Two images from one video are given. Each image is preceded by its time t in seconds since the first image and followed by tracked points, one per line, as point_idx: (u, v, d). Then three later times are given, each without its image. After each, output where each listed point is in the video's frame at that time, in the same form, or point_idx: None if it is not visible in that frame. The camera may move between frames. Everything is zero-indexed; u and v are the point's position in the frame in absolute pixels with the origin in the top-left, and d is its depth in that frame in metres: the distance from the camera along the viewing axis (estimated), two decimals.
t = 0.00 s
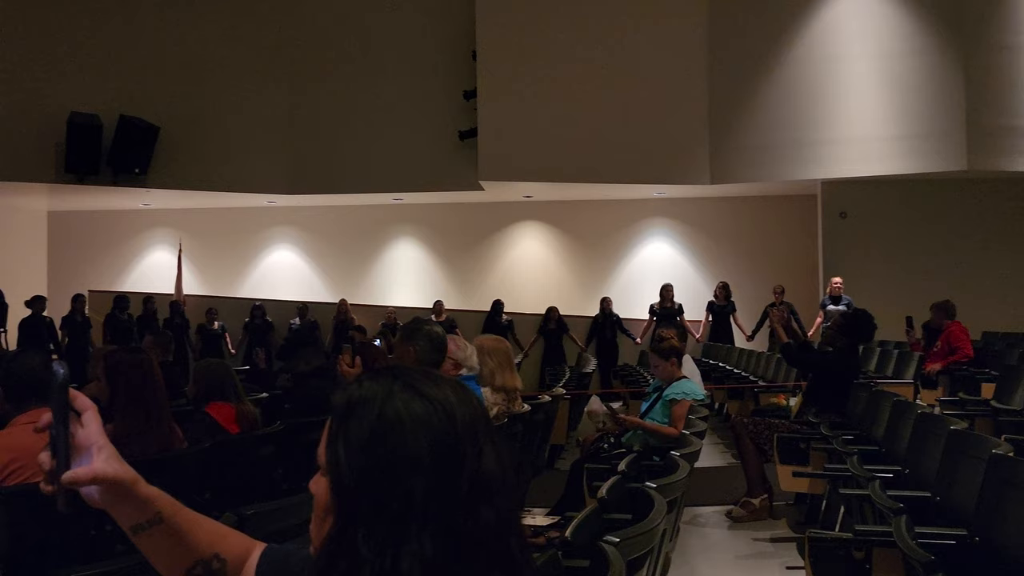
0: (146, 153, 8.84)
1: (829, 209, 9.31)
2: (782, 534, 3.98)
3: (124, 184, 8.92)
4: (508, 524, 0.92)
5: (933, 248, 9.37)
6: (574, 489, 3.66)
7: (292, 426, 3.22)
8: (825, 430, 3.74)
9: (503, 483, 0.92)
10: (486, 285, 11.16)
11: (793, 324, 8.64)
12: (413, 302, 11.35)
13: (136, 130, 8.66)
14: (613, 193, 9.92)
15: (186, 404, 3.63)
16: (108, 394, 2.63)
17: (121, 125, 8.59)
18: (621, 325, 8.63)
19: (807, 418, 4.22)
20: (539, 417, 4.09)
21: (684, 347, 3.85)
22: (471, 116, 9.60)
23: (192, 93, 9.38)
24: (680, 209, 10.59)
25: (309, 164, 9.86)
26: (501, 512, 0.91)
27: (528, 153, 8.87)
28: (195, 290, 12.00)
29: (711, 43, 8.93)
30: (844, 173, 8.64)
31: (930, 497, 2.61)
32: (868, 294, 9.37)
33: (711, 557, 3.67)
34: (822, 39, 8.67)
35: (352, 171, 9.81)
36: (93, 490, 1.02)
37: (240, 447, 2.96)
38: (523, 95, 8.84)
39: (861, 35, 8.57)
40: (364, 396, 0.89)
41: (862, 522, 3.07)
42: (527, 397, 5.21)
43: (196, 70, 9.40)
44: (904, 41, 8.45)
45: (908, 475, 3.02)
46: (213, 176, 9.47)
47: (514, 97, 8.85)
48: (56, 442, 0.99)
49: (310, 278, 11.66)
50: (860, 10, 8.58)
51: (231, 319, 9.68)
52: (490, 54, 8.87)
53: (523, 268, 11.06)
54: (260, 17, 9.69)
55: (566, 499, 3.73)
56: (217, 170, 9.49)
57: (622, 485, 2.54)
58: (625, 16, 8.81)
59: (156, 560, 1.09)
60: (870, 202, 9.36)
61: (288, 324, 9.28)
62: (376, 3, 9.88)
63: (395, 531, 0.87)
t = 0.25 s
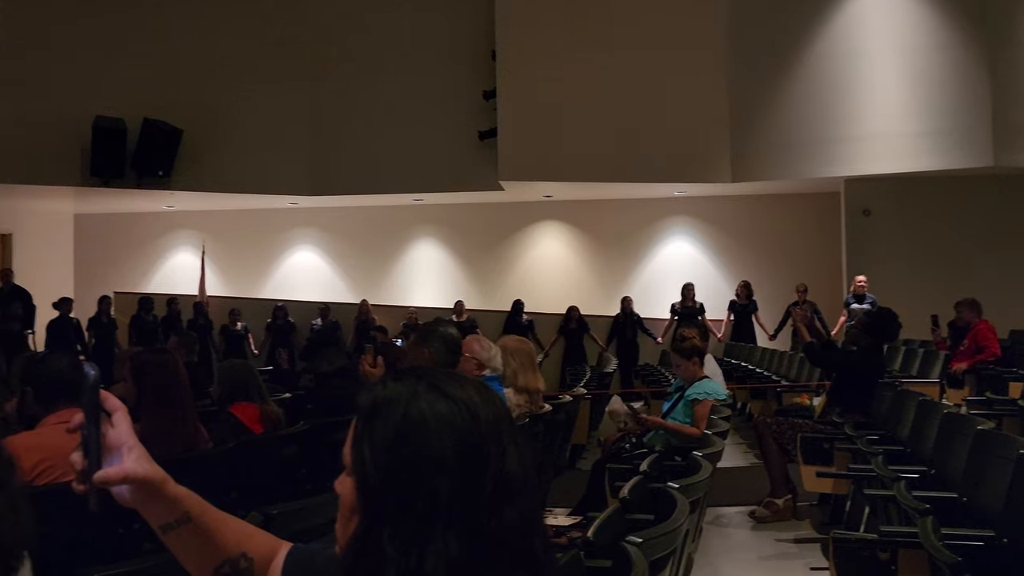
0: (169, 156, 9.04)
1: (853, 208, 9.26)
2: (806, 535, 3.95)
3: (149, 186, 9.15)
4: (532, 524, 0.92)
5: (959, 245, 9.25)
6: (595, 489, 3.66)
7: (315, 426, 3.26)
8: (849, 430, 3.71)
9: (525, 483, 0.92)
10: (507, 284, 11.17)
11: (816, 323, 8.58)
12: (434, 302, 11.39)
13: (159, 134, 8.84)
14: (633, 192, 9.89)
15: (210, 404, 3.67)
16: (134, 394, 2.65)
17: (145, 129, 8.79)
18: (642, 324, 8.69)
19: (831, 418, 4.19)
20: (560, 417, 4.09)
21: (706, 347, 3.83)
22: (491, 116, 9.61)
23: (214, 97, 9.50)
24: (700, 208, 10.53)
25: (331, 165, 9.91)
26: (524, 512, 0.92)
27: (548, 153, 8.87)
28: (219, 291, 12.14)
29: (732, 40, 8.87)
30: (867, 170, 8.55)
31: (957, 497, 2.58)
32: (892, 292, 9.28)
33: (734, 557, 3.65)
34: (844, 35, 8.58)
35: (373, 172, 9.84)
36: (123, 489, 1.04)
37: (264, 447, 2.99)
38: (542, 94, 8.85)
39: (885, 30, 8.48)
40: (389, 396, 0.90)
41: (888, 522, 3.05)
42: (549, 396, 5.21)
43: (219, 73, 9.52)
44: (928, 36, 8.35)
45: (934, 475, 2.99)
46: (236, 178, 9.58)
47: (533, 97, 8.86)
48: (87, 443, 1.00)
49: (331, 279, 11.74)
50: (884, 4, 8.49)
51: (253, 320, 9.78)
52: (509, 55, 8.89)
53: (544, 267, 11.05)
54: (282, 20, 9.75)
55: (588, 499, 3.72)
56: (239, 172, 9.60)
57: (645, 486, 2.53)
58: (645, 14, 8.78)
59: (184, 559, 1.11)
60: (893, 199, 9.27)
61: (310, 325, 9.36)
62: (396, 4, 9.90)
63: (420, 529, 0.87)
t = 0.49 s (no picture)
0: (195, 159, 9.24)
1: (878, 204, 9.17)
2: (833, 535, 3.91)
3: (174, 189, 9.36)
4: (558, 524, 0.93)
5: (989, 241, 9.09)
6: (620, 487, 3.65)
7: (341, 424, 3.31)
8: (876, 429, 3.67)
9: (551, 483, 0.93)
10: (529, 284, 11.16)
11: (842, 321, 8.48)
12: (457, 302, 11.41)
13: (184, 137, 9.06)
14: (656, 190, 9.85)
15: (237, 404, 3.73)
16: (163, 395, 2.69)
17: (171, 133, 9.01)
18: (665, 323, 8.60)
19: (858, 418, 4.14)
20: (583, 417, 4.08)
21: (730, 346, 3.81)
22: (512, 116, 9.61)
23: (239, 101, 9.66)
24: (723, 205, 10.42)
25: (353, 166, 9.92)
26: (550, 512, 0.92)
27: (569, 152, 8.87)
28: (244, 292, 12.26)
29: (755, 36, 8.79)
30: (892, 166, 8.46)
31: (987, 498, 2.55)
32: (920, 289, 9.15)
33: (760, 558, 3.63)
34: (869, 30, 8.48)
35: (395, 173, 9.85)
36: (155, 490, 1.06)
37: (290, 447, 3.01)
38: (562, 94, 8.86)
39: (909, 24, 8.37)
40: (415, 397, 0.91)
41: (917, 523, 3.01)
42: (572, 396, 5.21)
43: (242, 78, 9.68)
44: (953, 30, 8.25)
45: (964, 475, 2.95)
46: (260, 180, 9.71)
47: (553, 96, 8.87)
48: (120, 445, 1.03)
49: (355, 279, 11.82)
50: None
51: (278, 320, 9.89)
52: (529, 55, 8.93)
53: (567, 267, 11.01)
54: (303, 24, 9.87)
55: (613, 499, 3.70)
56: (263, 175, 9.71)
57: (669, 486, 2.52)
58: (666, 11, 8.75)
59: (215, 557, 1.13)
60: (920, 195, 9.16)
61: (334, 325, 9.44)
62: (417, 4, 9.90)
63: (446, 530, 0.88)
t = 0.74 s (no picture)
0: (220, 161, 9.34)
1: (906, 200, 9.03)
2: (862, 535, 3.87)
3: (200, 191, 9.46)
4: (585, 524, 0.93)
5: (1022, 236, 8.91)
6: (645, 487, 3.63)
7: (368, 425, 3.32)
8: (905, 428, 3.63)
9: (579, 481, 0.93)
10: (552, 283, 11.13)
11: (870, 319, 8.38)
12: (480, 301, 11.43)
13: (209, 140, 9.17)
14: (679, 188, 9.79)
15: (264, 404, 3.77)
16: (190, 395, 2.71)
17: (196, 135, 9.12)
18: (690, 322, 8.52)
19: (887, 417, 4.09)
20: (608, 417, 4.08)
21: (756, 345, 3.77)
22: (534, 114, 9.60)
23: (263, 103, 9.76)
24: (749, 202, 10.29)
25: (376, 167, 9.94)
26: (577, 511, 0.92)
27: (591, 150, 8.85)
28: (269, 292, 12.38)
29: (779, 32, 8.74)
30: (924, 162, 8.20)
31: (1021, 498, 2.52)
32: (950, 286, 9.00)
33: (788, 558, 3.60)
34: (900, 22, 8.24)
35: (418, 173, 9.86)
36: (188, 489, 1.07)
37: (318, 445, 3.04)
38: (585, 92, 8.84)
39: (942, 16, 8.10)
40: (442, 397, 0.91)
41: (948, 523, 2.99)
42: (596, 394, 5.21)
43: (266, 80, 9.78)
44: (989, 20, 7.92)
45: (996, 475, 2.92)
46: (284, 182, 9.78)
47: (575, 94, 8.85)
48: (154, 444, 1.04)
49: (378, 279, 11.87)
50: None
51: (302, 321, 9.95)
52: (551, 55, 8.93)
53: (589, 266, 10.97)
54: (326, 27, 9.94)
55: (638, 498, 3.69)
56: (288, 176, 9.79)
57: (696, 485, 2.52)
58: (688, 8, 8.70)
59: (245, 557, 1.13)
60: (950, 191, 9.00)
61: (358, 326, 9.48)
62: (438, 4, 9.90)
63: (475, 528, 0.88)
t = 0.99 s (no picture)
0: (248, 163, 9.45)
1: (939, 195, 8.86)
2: (895, 535, 3.82)
3: (229, 192, 9.58)
4: (617, 521, 0.93)
5: None
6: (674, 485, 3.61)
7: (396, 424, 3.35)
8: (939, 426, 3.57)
9: (611, 479, 0.93)
10: (579, 282, 11.10)
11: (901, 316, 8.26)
12: (506, 301, 11.43)
13: (238, 142, 9.28)
14: (706, 186, 9.71)
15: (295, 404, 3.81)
16: (223, 393, 2.77)
17: (225, 138, 9.23)
18: (719, 321, 8.46)
19: (920, 415, 4.03)
20: (636, 415, 4.07)
21: (785, 343, 3.72)
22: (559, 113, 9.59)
23: (291, 105, 9.86)
24: (778, 199, 10.16)
25: (402, 167, 9.98)
26: (609, 508, 0.92)
27: (617, 148, 8.82)
28: (297, 293, 12.49)
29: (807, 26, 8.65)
30: (957, 157, 7.84)
31: None
32: (986, 283, 8.82)
33: (819, 557, 3.56)
34: (932, 13, 7.95)
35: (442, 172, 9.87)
36: (223, 487, 1.09)
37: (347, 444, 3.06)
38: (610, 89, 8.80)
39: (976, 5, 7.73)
40: (473, 396, 0.91)
41: (984, 523, 2.93)
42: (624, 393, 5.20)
43: (293, 82, 9.88)
44: None
45: None
46: (312, 182, 9.87)
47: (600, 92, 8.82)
48: (190, 442, 1.06)
49: (405, 279, 11.93)
50: None
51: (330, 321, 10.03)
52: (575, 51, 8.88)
53: (616, 264, 10.94)
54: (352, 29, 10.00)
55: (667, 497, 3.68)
56: (315, 177, 9.87)
57: (725, 484, 2.50)
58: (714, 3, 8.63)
59: (280, 553, 1.15)
60: (984, 185, 8.81)
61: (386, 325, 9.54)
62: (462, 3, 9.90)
63: (509, 526, 0.88)
